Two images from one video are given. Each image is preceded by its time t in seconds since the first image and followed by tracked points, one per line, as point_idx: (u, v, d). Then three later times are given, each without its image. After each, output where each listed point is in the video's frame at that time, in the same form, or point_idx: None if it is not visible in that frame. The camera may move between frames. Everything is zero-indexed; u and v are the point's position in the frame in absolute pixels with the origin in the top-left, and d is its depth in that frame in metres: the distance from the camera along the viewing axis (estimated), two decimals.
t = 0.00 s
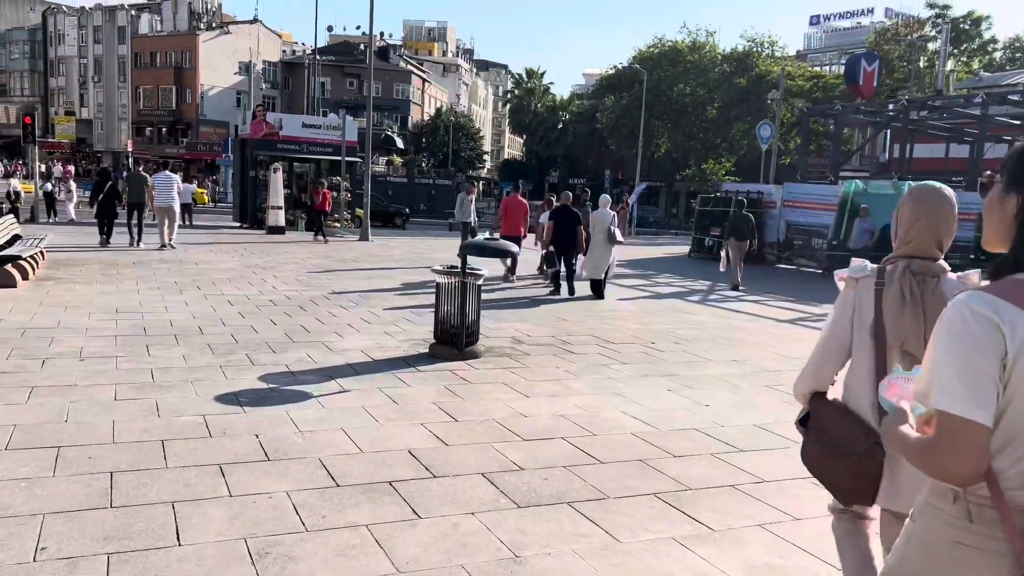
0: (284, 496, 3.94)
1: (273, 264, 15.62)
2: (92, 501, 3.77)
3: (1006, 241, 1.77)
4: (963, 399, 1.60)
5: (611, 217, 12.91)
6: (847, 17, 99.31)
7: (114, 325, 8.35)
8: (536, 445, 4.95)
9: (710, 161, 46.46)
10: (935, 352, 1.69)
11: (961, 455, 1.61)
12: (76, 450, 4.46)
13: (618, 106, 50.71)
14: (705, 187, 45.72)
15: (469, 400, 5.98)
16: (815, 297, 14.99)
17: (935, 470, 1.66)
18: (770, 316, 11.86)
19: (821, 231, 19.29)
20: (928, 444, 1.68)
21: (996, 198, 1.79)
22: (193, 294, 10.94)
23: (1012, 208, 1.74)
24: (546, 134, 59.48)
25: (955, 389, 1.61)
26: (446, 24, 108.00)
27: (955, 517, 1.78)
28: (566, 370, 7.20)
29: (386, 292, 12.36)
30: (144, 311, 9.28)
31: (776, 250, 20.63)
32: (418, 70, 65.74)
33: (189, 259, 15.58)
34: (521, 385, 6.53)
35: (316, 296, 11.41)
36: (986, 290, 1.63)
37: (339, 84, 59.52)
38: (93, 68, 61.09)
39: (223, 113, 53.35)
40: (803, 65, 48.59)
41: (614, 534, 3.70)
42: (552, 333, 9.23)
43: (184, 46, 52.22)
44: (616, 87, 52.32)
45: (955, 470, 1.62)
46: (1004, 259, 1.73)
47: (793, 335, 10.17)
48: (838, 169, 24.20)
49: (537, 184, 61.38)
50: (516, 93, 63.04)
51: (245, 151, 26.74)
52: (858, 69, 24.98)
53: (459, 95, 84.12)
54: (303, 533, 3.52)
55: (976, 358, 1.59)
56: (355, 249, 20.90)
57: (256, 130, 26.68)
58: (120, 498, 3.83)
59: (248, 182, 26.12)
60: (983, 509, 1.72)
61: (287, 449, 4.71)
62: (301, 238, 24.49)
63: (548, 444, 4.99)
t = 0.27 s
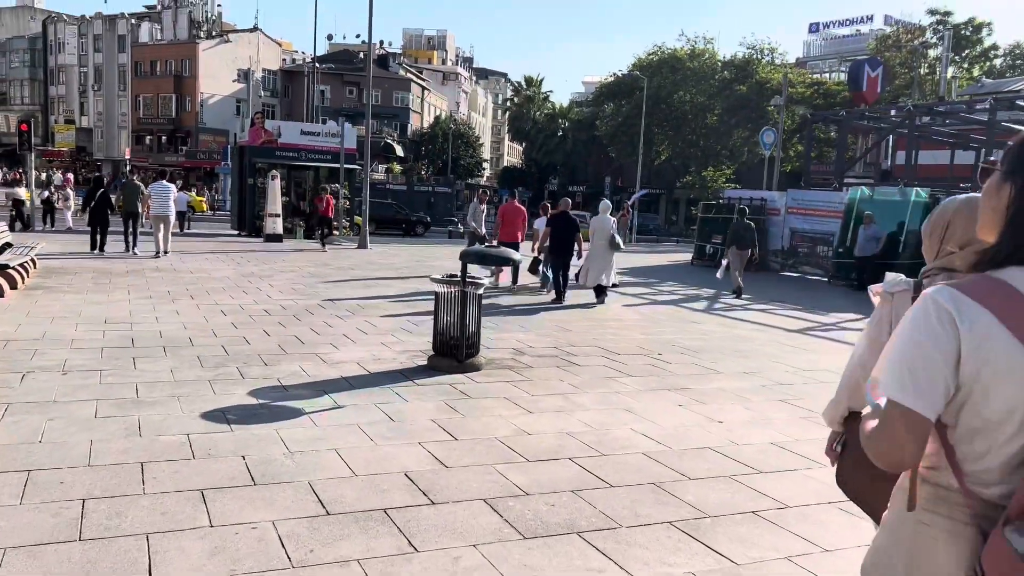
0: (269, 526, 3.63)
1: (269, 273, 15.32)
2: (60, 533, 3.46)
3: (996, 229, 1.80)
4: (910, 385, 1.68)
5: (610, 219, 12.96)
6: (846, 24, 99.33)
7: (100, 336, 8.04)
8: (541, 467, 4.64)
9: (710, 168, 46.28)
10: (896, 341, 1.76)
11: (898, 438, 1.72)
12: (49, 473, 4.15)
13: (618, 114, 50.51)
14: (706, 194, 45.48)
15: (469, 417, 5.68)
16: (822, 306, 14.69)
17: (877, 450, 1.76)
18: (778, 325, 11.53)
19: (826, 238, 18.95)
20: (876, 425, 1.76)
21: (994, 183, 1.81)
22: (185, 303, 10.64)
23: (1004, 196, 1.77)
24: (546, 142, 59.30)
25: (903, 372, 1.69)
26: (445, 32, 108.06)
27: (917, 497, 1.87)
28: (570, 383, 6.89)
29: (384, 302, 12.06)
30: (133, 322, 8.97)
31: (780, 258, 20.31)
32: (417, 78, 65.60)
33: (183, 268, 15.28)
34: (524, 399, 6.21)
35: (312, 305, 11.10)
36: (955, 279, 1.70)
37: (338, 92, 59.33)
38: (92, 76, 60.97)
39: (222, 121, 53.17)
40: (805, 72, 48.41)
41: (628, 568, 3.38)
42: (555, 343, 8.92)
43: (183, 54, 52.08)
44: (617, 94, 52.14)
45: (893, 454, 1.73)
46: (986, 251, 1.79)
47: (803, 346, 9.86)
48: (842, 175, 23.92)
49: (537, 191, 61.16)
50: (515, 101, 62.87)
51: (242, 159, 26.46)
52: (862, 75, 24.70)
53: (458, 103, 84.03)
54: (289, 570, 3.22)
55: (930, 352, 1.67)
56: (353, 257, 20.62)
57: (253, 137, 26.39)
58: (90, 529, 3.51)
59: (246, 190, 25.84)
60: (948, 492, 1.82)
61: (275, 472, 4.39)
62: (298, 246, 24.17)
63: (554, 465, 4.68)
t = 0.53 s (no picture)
0: (255, 574, 3.33)
1: (266, 285, 15.00)
2: None
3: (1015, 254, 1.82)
4: (895, 409, 1.79)
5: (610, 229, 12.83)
6: (846, 32, 99.28)
7: (86, 355, 7.72)
8: (548, 502, 4.33)
9: (710, 177, 46.08)
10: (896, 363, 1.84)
11: (883, 455, 1.86)
12: (17, 513, 3.83)
13: (618, 123, 50.32)
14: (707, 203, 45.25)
15: (472, 443, 5.38)
16: (830, 318, 14.40)
17: (867, 468, 1.91)
18: (787, 339, 11.23)
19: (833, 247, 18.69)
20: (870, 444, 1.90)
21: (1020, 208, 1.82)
22: (178, 318, 10.33)
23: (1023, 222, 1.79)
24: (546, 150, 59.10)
25: (890, 396, 1.80)
26: (445, 41, 108.06)
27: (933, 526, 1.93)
28: (577, 404, 6.59)
29: (383, 315, 11.77)
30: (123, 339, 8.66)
31: (786, 267, 20.06)
32: (417, 87, 65.43)
33: (178, 280, 14.97)
34: (529, 424, 5.89)
35: (309, 320, 10.79)
36: (957, 309, 1.75)
37: (338, 101, 59.15)
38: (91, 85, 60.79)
39: (221, 130, 52.93)
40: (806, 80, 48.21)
41: None
42: (560, 360, 8.61)
43: (183, 63, 51.89)
44: (617, 102, 51.94)
45: (875, 470, 1.88)
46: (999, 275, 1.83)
47: (815, 361, 9.56)
48: (847, 184, 23.63)
49: (537, 200, 60.90)
50: (515, 110, 62.67)
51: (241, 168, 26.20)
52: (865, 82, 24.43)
53: (458, 112, 83.89)
54: None
55: (919, 377, 1.75)
56: (352, 268, 20.34)
57: (252, 147, 26.16)
58: None
59: (244, 200, 25.57)
60: (963, 525, 1.84)
61: (263, 509, 4.08)
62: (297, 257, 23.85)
63: (562, 499, 4.36)
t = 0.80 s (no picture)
0: None
1: (267, 288, 14.68)
2: None
3: None
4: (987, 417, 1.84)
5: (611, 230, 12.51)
6: (851, 33, 98.87)
7: (78, 360, 7.42)
8: (567, 521, 4.01)
9: (715, 178, 45.68)
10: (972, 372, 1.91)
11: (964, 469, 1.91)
12: None
13: (622, 124, 49.95)
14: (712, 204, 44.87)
15: (481, 454, 5.06)
16: (843, 320, 14.06)
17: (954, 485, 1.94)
18: (801, 342, 10.91)
19: (844, 249, 18.32)
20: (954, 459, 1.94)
21: None
22: (176, 321, 10.04)
23: None
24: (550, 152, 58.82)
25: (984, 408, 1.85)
26: (448, 44, 108.10)
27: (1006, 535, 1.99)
28: (590, 411, 6.27)
29: (387, 318, 11.46)
30: (117, 343, 8.36)
31: (795, 269, 19.68)
32: (420, 89, 65.25)
33: (179, 283, 14.69)
34: (540, 434, 5.57)
35: (310, 323, 10.48)
36: (1021, 312, 1.85)
37: (341, 103, 58.86)
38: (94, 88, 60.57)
39: (225, 133, 52.78)
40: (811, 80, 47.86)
41: None
42: (570, 365, 8.29)
43: (186, 66, 51.76)
44: (622, 103, 51.66)
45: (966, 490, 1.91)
46: None
47: (833, 365, 9.22)
48: (858, 185, 23.22)
49: (541, 202, 60.57)
50: (519, 112, 62.38)
51: (243, 170, 25.90)
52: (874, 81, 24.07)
53: (461, 114, 83.54)
54: None
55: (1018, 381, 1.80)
56: (355, 270, 20.03)
57: (254, 148, 25.89)
58: None
59: (246, 202, 25.27)
60: None
61: (258, 529, 3.79)
62: (299, 259, 23.50)
63: (579, 516, 4.07)
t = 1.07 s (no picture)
0: None
1: (267, 294, 14.41)
2: None
3: None
4: None
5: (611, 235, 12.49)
6: (855, 36, 98.52)
7: (67, 372, 7.14)
8: (583, 553, 3.72)
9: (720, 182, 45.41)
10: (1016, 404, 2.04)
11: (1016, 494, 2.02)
12: None
13: (626, 127, 49.69)
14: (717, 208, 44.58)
15: (488, 476, 4.77)
16: (855, 327, 13.77)
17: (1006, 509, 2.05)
18: (815, 351, 10.62)
19: (854, 254, 18.05)
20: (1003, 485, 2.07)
21: None
22: (172, 330, 9.77)
23: None
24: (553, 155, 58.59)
25: None
26: (451, 47, 108.00)
27: None
28: (602, 427, 5.97)
29: (389, 326, 11.19)
30: (109, 353, 8.09)
31: (805, 274, 19.44)
32: (423, 93, 65.06)
33: (177, 289, 14.45)
34: (550, 453, 5.28)
35: (311, 332, 10.21)
36: None
37: (343, 107, 58.69)
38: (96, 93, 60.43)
39: (227, 137, 52.62)
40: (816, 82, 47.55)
41: None
42: (579, 376, 8.00)
43: (188, 70, 51.61)
44: (625, 106, 51.43)
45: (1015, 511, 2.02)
46: None
47: (849, 375, 8.93)
48: (868, 188, 22.92)
49: (544, 206, 60.33)
50: (522, 115, 62.16)
51: (245, 174, 25.62)
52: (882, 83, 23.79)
53: (464, 118, 83.35)
54: None
55: None
56: (358, 276, 19.77)
57: (256, 153, 25.58)
58: None
59: (247, 207, 25.00)
60: None
61: (249, 563, 3.51)
62: (301, 265, 23.24)
63: (596, 547, 3.79)
